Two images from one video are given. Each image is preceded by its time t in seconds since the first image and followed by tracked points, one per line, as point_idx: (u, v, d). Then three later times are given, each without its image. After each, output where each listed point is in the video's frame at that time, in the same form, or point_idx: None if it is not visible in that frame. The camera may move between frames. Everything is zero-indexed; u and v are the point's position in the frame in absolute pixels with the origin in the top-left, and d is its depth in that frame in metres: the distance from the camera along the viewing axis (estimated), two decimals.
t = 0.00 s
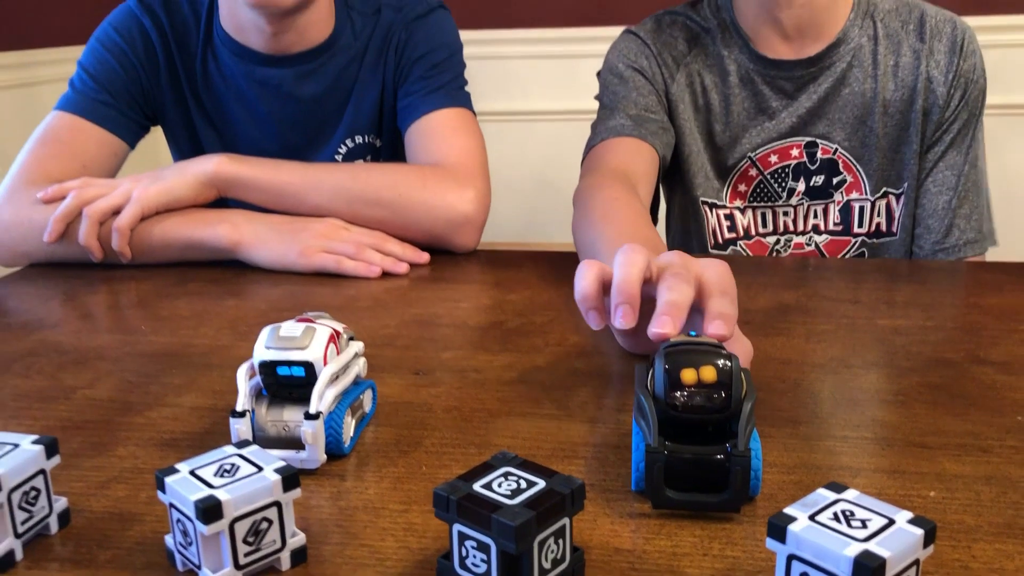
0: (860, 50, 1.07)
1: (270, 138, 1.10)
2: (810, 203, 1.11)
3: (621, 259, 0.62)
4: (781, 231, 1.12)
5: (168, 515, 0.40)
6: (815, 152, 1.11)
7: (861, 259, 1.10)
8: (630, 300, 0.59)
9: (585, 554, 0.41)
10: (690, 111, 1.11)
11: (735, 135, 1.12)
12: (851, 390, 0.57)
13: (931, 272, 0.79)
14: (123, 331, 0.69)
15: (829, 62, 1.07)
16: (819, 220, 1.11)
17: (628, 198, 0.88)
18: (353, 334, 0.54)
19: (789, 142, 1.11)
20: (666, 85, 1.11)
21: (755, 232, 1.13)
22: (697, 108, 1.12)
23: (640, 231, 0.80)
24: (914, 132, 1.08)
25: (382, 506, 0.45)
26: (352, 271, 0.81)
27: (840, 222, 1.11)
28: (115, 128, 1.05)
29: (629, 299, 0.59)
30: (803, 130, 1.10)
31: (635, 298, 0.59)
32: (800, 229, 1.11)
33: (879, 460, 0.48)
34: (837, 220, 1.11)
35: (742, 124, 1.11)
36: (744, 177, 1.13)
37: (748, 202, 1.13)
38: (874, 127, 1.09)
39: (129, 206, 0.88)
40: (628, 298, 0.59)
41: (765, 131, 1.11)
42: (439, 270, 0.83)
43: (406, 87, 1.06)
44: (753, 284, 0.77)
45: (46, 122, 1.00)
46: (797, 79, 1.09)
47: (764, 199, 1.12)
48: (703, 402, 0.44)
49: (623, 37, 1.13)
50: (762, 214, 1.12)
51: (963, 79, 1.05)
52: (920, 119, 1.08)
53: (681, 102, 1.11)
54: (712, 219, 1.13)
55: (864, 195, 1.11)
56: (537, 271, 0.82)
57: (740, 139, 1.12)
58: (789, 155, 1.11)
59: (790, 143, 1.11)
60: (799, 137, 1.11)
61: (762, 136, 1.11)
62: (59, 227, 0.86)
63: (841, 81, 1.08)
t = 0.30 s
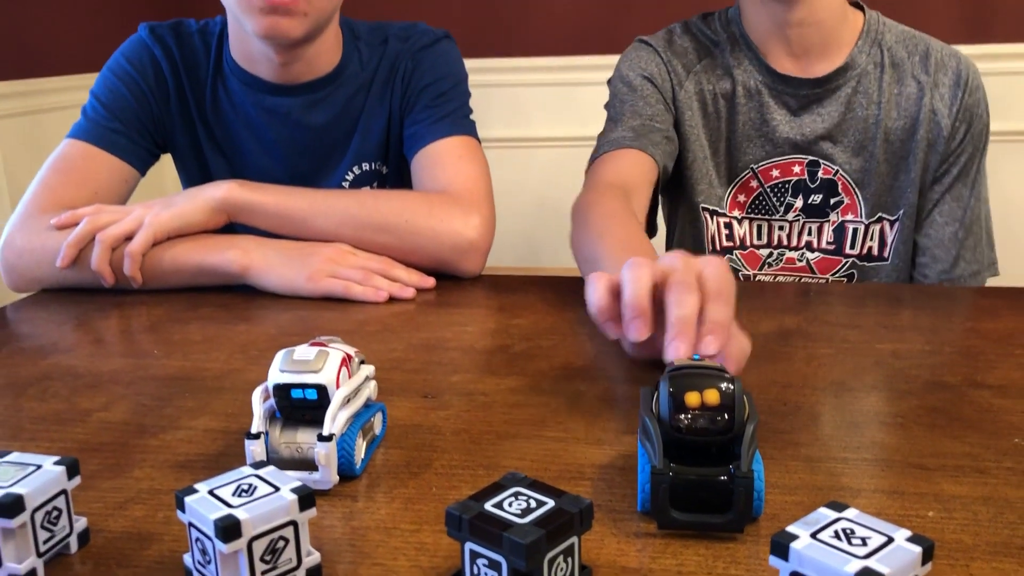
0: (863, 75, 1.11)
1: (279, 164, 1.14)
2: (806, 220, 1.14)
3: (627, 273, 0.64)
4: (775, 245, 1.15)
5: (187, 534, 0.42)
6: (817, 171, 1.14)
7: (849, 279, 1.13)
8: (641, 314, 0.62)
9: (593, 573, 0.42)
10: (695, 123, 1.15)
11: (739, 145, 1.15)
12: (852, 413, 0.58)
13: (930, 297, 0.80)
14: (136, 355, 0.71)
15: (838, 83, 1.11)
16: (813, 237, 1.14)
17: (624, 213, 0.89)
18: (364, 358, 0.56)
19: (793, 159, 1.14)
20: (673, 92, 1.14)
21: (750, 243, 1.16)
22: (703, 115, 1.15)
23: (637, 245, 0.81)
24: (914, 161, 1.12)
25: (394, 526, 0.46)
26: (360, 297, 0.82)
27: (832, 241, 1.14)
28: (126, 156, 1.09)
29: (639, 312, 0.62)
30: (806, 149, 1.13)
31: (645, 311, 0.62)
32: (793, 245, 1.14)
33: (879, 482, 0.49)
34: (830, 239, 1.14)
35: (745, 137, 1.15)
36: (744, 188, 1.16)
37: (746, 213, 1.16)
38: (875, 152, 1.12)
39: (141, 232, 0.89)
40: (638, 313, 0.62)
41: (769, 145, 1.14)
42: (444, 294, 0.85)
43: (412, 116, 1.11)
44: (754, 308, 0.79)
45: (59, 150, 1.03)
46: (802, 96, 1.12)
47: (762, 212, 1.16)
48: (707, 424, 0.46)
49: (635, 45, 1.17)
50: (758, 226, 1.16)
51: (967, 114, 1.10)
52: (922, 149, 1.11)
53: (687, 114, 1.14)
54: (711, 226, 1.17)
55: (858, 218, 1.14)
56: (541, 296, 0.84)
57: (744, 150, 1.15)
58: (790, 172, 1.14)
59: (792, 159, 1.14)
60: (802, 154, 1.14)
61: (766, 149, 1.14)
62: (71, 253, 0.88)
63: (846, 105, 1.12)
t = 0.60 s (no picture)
0: (863, 112, 1.18)
1: (286, 188, 1.17)
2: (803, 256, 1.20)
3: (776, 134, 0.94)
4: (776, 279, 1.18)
5: (200, 552, 0.43)
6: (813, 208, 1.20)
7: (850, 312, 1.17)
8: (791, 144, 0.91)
9: None
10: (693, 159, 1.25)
11: (736, 185, 1.24)
12: (847, 435, 0.59)
13: (924, 322, 0.82)
14: (145, 378, 0.72)
15: (835, 118, 1.19)
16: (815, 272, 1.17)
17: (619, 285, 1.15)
18: (370, 382, 0.57)
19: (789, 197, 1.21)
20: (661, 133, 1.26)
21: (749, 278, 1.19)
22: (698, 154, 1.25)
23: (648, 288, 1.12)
24: (913, 201, 1.19)
25: (401, 545, 0.47)
26: (362, 320, 0.83)
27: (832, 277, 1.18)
28: (134, 181, 1.11)
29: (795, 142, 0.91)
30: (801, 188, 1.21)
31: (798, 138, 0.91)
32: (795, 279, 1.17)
33: (875, 503, 0.50)
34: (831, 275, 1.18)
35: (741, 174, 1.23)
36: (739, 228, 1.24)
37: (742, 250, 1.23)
38: (871, 191, 1.19)
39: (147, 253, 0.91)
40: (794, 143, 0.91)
41: (764, 186, 1.23)
42: (447, 319, 0.86)
43: (415, 141, 1.14)
44: (751, 332, 0.80)
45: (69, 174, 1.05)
46: (799, 131, 1.20)
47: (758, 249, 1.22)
48: (706, 446, 0.47)
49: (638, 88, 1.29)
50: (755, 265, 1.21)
51: (967, 156, 1.17)
52: (920, 191, 1.18)
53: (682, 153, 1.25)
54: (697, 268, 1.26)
55: (857, 255, 1.20)
56: (542, 320, 0.85)
57: (741, 189, 1.23)
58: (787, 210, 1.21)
59: (788, 198, 1.22)
60: (797, 193, 1.21)
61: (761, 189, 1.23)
62: (80, 273, 0.90)
63: (844, 142, 1.19)
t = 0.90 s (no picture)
0: (840, 144, 1.36)
1: (293, 204, 1.20)
2: (794, 288, 1.35)
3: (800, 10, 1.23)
4: (767, 314, 1.36)
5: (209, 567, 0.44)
6: (798, 241, 1.36)
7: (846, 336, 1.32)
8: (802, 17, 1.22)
9: None
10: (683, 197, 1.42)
11: (727, 223, 1.40)
12: (843, 454, 0.60)
13: (918, 343, 0.83)
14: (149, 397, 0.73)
15: (812, 153, 1.36)
16: (803, 305, 1.35)
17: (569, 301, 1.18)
18: (375, 400, 0.58)
19: (774, 231, 1.37)
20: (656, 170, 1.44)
21: (743, 313, 1.37)
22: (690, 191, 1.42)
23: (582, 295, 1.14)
24: (891, 228, 1.34)
25: (406, 561, 0.48)
26: (359, 340, 0.85)
27: (822, 307, 1.34)
28: (137, 205, 1.13)
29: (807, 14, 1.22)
30: (784, 222, 1.37)
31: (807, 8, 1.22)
32: (785, 313, 1.35)
33: (871, 521, 0.51)
34: (820, 306, 1.34)
35: (727, 212, 1.40)
36: (731, 262, 1.39)
37: (735, 285, 1.39)
38: (853, 220, 1.34)
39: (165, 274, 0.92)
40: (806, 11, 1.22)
41: (751, 222, 1.38)
42: (448, 339, 0.87)
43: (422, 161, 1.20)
44: (748, 353, 0.81)
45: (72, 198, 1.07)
46: (779, 168, 1.38)
47: (751, 284, 1.37)
48: (705, 464, 0.48)
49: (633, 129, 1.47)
50: (749, 298, 1.37)
51: (940, 183, 1.32)
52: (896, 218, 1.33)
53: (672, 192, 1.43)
54: (695, 302, 1.41)
55: (845, 284, 1.34)
56: (542, 340, 0.86)
57: (730, 226, 1.39)
58: (773, 243, 1.38)
59: (774, 232, 1.38)
60: (782, 227, 1.37)
61: (749, 226, 1.38)
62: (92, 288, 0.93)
63: (824, 175, 1.36)
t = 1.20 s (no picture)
0: (833, 169, 1.39)
1: (299, 224, 1.24)
2: (792, 311, 1.36)
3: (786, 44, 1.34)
4: (767, 338, 1.37)
5: None
6: (796, 263, 1.38)
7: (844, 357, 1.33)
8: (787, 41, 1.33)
9: None
10: (682, 220, 1.43)
11: (724, 247, 1.41)
12: (842, 473, 0.61)
13: (915, 363, 0.84)
14: (158, 416, 0.73)
15: (807, 178, 1.39)
16: (802, 327, 1.36)
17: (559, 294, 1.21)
18: (382, 419, 0.59)
19: (772, 254, 1.39)
20: (653, 194, 1.45)
21: (742, 337, 1.38)
22: (688, 214, 1.43)
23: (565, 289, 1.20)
24: (882, 249, 1.37)
25: None
26: (342, 367, 0.85)
27: (821, 330, 1.36)
28: (140, 224, 1.15)
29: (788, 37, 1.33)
30: (783, 245, 1.39)
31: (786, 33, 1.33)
32: (784, 336, 1.36)
33: (869, 539, 0.52)
34: (819, 328, 1.36)
35: (726, 236, 1.41)
36: (730, 286, 1.40)
37: (734, 309, 1.40)
38: (848, 242, 1.37)
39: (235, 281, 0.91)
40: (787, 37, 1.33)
41: (749, 245, 1.40)
42: (452, 361, 0.88)
43: (432, 193, 1.26)
44: (747, 373, 0.82)
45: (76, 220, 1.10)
46: (775, 192, 1.40)
47: (749, 307, 1.39)
48: (708, 482, 0.49)
49: (628, 154, 1.49)
50: (748, 322, 1.38)
51: (928, 209, 1.36)
52: (886, 240, 1.37)
53: (671, 215, 1.44)
54: (695, 325, 1.42)
55: (843, 305, 1.36)
56: (544, 360, 0.87)
57: (727, 250, 1.41)
58: (772, 266, 1.39)
59: (772, 255, 1.39)
60: (780, 250, 1.39)
61: (746, 249, 1.40)
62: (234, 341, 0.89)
63: (819, 199, 1.39)
